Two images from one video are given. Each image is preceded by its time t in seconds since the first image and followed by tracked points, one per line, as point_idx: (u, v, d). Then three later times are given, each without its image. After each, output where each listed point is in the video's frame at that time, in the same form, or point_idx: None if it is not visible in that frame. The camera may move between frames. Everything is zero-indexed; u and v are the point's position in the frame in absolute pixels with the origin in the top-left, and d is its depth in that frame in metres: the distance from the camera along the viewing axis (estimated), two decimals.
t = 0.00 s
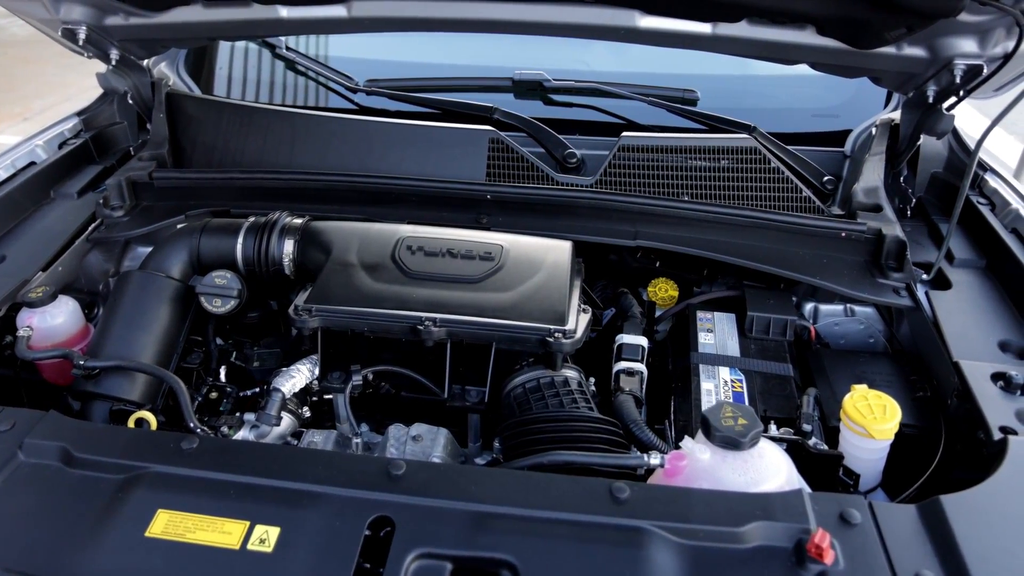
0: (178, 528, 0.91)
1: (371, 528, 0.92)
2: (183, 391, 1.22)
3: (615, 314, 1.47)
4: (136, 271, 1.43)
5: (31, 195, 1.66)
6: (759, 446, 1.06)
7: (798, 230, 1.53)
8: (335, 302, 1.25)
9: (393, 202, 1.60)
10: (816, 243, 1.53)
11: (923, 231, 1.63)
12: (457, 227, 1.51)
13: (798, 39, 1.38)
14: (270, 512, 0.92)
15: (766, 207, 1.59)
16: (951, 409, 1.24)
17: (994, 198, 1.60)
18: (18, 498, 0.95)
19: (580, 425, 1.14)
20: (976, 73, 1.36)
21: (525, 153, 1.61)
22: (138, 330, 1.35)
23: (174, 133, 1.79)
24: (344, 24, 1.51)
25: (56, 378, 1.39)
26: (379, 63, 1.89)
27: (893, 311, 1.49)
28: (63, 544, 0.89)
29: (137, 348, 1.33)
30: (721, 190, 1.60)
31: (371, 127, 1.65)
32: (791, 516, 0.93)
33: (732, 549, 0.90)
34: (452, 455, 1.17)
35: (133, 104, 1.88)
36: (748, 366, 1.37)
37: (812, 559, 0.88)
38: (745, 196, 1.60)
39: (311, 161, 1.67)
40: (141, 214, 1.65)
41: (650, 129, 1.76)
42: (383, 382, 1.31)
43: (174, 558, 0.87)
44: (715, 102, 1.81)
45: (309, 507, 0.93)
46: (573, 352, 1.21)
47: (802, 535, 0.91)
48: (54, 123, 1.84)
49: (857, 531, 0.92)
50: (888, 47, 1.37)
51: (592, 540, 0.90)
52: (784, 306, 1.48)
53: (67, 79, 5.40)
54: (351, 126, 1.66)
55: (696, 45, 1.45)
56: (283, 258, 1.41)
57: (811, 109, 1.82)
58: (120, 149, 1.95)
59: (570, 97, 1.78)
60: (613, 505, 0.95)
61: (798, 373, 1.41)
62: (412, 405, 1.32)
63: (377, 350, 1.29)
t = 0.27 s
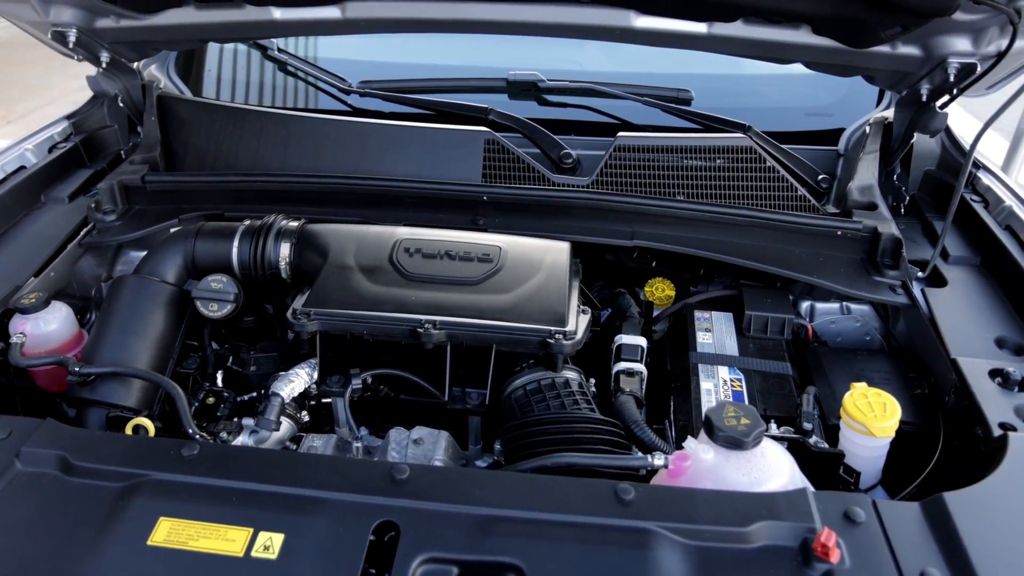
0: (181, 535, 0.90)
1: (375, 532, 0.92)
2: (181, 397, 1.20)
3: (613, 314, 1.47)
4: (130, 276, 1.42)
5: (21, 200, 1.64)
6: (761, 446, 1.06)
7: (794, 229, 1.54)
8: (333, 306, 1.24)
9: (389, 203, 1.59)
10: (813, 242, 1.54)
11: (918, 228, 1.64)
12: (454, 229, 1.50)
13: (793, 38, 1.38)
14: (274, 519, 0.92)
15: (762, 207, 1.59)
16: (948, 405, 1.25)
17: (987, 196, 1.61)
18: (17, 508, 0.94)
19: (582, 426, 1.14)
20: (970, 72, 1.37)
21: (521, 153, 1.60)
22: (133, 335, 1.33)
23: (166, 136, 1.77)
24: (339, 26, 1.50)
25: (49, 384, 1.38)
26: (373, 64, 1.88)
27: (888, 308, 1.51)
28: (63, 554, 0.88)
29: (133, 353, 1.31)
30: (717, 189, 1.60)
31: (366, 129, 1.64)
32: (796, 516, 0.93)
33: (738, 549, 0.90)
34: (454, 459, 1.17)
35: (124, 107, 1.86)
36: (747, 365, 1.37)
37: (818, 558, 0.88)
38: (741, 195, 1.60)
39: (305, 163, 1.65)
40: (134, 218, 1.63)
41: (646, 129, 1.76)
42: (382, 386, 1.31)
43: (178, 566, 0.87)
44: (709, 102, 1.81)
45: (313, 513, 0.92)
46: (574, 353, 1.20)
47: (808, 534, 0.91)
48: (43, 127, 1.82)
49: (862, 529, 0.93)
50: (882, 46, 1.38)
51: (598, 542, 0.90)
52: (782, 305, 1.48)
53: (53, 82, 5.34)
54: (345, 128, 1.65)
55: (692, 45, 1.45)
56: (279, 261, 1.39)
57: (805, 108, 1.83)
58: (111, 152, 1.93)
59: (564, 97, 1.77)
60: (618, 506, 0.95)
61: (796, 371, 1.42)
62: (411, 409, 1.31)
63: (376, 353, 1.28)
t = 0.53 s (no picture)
0: (188, 544, 0.89)
1: (383, 539, 0.92)
2: (182, 403, 1.19)
3: (614, 316, 1.46)
4: (127, 281, 1.40)
5: (14, 205, 1.62)
6: (767, 446, 1.06)
7: (793, 229, 1.54)
8: (335, 310, 1.23)
9: (388, 206, 1.58)
10: (812, 241, 1.54)
11: (915, 227, 1.64)
12: (453, 231, 1.49)
13: (792, 39, 1.38)
14: (281, 527, 0.91)
15: (761, 207, 1.60)
16: (949, 404, 1.26)
17: (983, 194, 1.62)
18: (19, 518, 0.93)
19: (588, 429, 1.14)
20: (967, 71, 1.38)
21: (520, 155, 1.60)
22: (132, 341, 1.32)
23: (160, 139, 1.75)
24: (335, 28, 1.49)
25: (47, 392, 1.35)
26: (369, 66, 1.87)
27: (887, 307, 1.51)
28: (68, 564, 0.87)
29: (131, 360, 1.30)
30: (716, 190, 1.61)
31: (363, 131, 1.63)
32: (805, 516, 0.94)
33: (746, 550, 0.91)
34: (458, 463, 1.16)
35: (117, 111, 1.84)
36: (748, 365, 1.37)
37: (828, 558, 0.89)
38: (739, 195, 1.60)
39: (303, 166, 1.64)
40: (129, 223, 1.62)
41: (643, 130, 1.76)
42: (383, 390, 1.30)
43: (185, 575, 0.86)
44: (706, 102, 1.81)
45: (320, 520, 0.92)
46: (577, 355, 1.20)
47: (817, 535, 0.92)
48: (36, 131, 1.80)
49: (870, 529, 0.93)
50: (880, 46, 1.38)
51: (607, 544, 0.90)
52: (782, 305, 1.49)
53: (39, 86, 5.29)
54: (342, 130, 1.64)
55: (690, 46, 1.45)
56: (279, 265, 1.38)
57: (801, 107, 1.84)
58: (105, 156, 1.91)
59: (561, 98, 1.77)
60: (627, 509, 0.95)
61: (797, 371, 1.42)
62: (413, 413, 1.31)
63: (377, 357, 1.26)
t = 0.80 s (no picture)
0: (196, 553, 0.89)
1: (393, 545, 0.91)
2: (185, 409, 1.18)
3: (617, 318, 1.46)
4: (126, 286, 1.39)
5: (8, 210, 1.60)
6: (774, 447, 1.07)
7: (793, 228, 1.54)
8: (338, 314, 1.22)
9: (388, 208, 1.57)
10: (812, 241, 1.55)
11: (914, 226, 1.65)
12: (454, 234, 1.49)
13: (792, 39, 1.38)
14: (291, 534, 0.91)
15: (761, 207, 1.60)
16: (952, 402, 1.27)
17: (982, 193, 1.63)
18: (23, 528, 0.92)
19: (595, 431, 1.13)
20: (965, 70, 1.40)
21: (521, 157, 1.59)
22: (131, 348, 1.31)
23: (156, 143, 1.74)
24: (334, 30, 1.48)
25: (45, 400, 1.34)
26: (366, 68, 1.87)
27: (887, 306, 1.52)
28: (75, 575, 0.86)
29: (131, 366, 1.29)
30: (716, 190, 1.61)
31: (362, 134, 1.62)
32: (816, 517, 0.94)
33: (759, 551, 0.91)
34: (465, 466, 1.15)
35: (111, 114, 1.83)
36: (752, 366, 1.37)
37: (840, 559, 0.89)
38: (740, 196, 1.60)
39: (301, 169, 1.63)
40: (126, 228, 1.60)
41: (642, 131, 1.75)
42: (387, 394, 1.29)
43: None
44: (704, 103, 1.82)
45: (329, 526, 0.91)
46: (583, 357, 1.19)
47: (828, 535, 0.93)
48: (29, 135, 1.78)
49: (880, 529, 0.94)
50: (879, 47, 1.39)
51: (618, 547, 0.90)
52: (785, 305, 1.49)
53: (26, 88, 5.23)
54: (341, 133, 1.63)
55: (690, 47, 1.45)
56: (280, 269, 1.37)
57: (798, 107, 1.84)
58: (99, 160, 1.89)
59: (559, 99, 1.77)
60: (639, 512, 0.95)
61: (800, 370, 1.42)
62: (416, 416, 1.30)
63: (380, 360, 1.26)
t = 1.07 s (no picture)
0: (207, 562, 0.88)
1: (404, 550, 0.91)
2: (190, 416, 1.17)
3: (620, 320, 1.46)
4: (127, 292, 1.38)
5: (5, 216, 1.59)
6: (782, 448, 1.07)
7: (794, 229, 1.55)
8: (343, 319, 1.21)
9: (390, 211, 1.56)
10: (813, 241, 1.55)
11: (914, 225, 1.66)
12: (456, 237, 1.48)
13: (793, 40, 1.39)
14: (302, 541, 0.90)
15: (762, 207, 1.61)
16: (954, 401, 1.28)
17: (980, 192, 1.64)
18: (30, 538, 0.91)
19: (603, 433, 1.13)
20: (964, 71, 1.40)
21: (522, 159, 1.59)
22: (132, 354, 1.30)
23: (154, 147, 1.72)
24: (335, 33, 1.47)
25: (44, 407, 1.34)
26: (365, 71, 1.86)
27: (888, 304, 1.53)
28: None
29: (133, 372, 1.28)
30: (717, 191, 1.61)
31: (363, 136, 1.61)
32: (826, 518, 0.95)
33: (771, 553, 0.91)
34: (472, 470, 1.15)
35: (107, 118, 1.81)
36: (756, 366, 1.38)
37: (852, 559, 0.89)
38: (741, 197, 1.60)
39: (302, 172, 1.62)
40: (125, 232, 1.59)
41: (642, 132, 1.75)
42: (391, 398, 1.28)
43: None
44: (703, 103, 1.82)
45: (341, 533, 0.91)
46: (589, 359, 1.19)
47: (840, 535, 0.93)
48: (24, 140, 1.77)
49: (891, 529, 0.95)
50: (880, 47, 1.40)
51: (631, 550, 0.90)
52: (787, 305, 1.50)
53: (14, 91, 5.17)
54: (341, 137, 1.62)
55: (691, 49, 1.45)
56: (283, 274, 1.37)
57: (797, 108, 1.85)
58: (95, 164, 1.88)
59: (559, 101, 1.77)
60: (651, 515, 0.95)
61: (803, 370, 1.43)
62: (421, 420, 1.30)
63: (386, 364, 1.26)
